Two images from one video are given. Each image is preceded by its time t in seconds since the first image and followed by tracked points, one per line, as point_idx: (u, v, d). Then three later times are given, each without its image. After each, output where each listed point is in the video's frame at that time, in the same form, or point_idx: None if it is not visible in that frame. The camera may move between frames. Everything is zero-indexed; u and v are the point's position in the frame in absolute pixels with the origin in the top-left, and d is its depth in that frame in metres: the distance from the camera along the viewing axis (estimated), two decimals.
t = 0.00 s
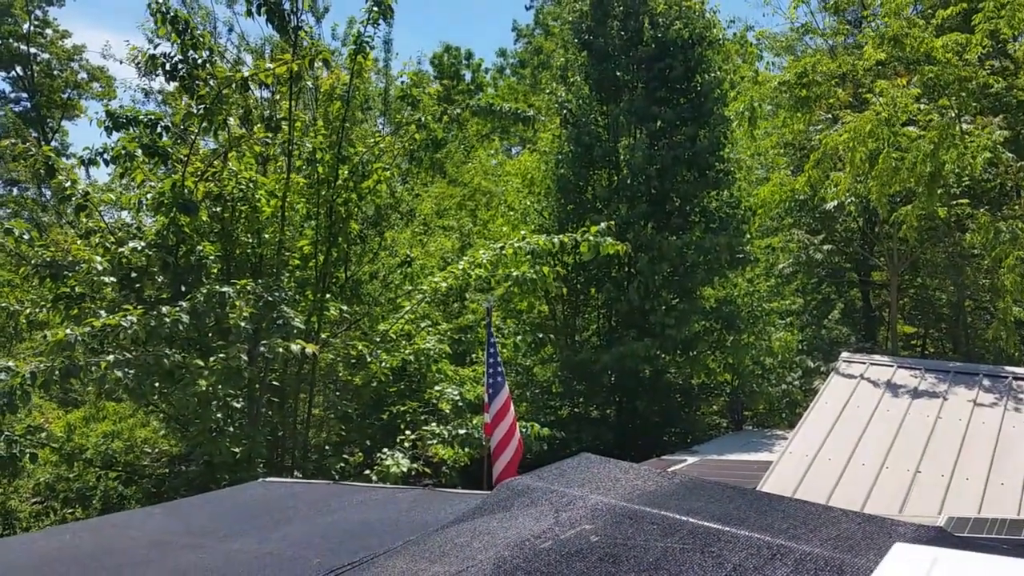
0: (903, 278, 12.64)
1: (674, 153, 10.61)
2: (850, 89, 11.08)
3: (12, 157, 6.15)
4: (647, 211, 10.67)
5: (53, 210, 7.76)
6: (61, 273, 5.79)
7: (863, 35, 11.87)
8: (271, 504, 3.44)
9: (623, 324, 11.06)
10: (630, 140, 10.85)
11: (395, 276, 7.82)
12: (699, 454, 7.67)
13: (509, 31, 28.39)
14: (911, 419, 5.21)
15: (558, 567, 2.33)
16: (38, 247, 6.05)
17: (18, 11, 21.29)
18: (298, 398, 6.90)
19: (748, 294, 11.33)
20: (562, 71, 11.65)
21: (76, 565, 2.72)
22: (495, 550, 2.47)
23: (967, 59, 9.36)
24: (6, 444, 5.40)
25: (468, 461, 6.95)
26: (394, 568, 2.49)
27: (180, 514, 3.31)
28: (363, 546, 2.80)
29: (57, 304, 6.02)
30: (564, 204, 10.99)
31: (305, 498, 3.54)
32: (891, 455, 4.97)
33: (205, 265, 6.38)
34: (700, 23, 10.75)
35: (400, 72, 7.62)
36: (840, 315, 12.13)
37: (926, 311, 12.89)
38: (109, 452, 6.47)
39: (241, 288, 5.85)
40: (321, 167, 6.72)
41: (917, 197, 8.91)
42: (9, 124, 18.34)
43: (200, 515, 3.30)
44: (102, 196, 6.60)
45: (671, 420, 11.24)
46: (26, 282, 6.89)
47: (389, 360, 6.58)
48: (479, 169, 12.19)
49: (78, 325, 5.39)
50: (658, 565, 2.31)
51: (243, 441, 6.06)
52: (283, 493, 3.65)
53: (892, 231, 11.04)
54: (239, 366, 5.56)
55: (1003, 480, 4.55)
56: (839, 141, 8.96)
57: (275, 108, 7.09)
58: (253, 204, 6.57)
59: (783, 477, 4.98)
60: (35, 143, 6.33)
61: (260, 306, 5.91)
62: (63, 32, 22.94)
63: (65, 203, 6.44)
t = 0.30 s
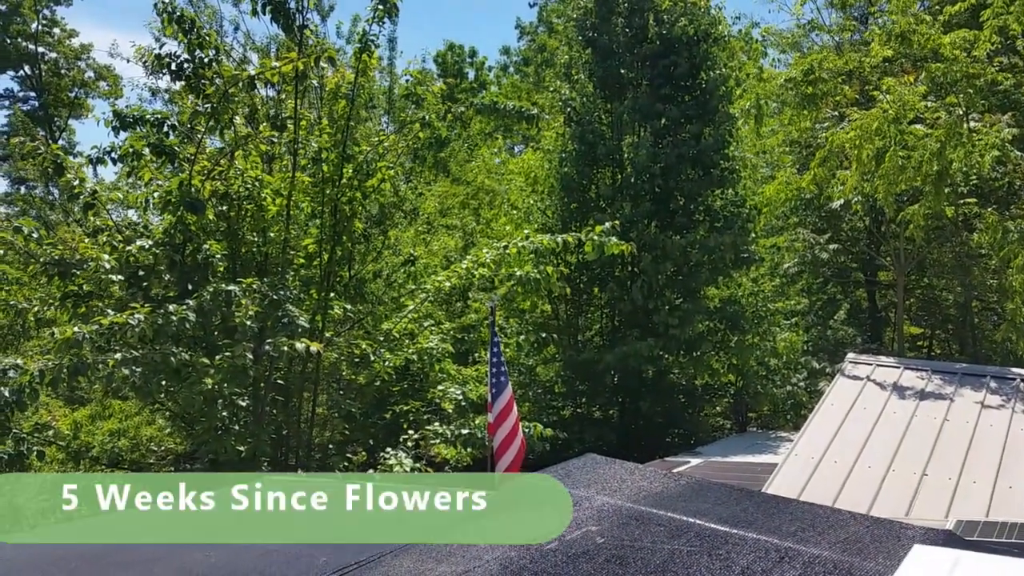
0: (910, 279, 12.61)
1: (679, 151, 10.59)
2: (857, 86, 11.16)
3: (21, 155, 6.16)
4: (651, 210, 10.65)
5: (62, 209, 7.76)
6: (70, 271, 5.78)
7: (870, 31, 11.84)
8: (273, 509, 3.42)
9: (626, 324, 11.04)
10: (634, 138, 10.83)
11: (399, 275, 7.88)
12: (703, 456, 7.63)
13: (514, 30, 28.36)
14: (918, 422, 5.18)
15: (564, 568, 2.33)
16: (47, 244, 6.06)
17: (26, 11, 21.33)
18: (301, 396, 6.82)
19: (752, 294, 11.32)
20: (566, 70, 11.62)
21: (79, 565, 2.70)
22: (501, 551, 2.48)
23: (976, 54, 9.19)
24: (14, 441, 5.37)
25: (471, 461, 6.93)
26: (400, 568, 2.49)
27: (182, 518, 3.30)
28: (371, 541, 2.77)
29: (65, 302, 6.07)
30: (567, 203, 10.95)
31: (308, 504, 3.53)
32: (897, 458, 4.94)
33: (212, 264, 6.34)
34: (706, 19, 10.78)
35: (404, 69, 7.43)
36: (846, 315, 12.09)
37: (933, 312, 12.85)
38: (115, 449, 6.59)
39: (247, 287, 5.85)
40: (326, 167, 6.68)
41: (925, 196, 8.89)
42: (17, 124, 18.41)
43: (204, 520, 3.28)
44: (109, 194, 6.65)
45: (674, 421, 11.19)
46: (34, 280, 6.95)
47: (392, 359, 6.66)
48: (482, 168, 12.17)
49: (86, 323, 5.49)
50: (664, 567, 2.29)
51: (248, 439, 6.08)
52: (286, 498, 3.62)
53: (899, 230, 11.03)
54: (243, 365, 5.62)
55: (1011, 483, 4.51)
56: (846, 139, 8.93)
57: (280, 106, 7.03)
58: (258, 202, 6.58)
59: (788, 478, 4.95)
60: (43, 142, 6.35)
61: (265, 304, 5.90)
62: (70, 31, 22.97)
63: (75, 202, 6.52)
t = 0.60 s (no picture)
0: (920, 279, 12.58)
1: (687, 151, 10.58)
2: (865, 86, 11.10)
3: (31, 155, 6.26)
4: (659, 210, 10.65)
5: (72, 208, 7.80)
6: (80, 270, 5.92)
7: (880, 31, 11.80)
8: (272, 512, 3.47)
9: (633, 324, 11.03)
10: (642, 138, 10.84)
11: (406, 274, 7.86)
12: (710, 455, 7.63)
13: (522, 30, 28.38)
14: (928, 422, 5.16)
15: (574, 563, 2.34)
16: (58, 243, 6.07)
17: (35, 13, 21.46)
18: (309, 394, 6.88)
19: (761, 294, 11.28)
20: (574, 70, 11.64)
21: (84, 568, 2.69)
22: (511, 546, 2.50)
23: (986, 54, 9.10)
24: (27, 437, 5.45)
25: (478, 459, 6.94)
26: (410, 562, 2.51)
27: (184, 524, 3.27)
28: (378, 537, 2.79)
29: (76, 300, 6.13)
30: (574, 203, 10.94)
31: (308, 504, 3.58)
32: (906, 458, 4.93)
33: (222, 264, 6.35)
34: (715, 20, 10.72)
35: (410, 71, 7.46)
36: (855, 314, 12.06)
37: (942, 312, 12.81)
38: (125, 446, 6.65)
39: (256, 286, 5.87)
40: (334, 167, 6.66)
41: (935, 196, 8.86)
42: (26, 125, 18.55)
43: (204, 523, 3.27)
44: (119, 194, 6.70)
45: (681, 421, 11.18)
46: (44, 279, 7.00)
47: (400, 359, 6.62)
48: (490, 169, 12.19)
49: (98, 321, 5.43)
50: (675, 562, 2.29)
51: (257, 436, 6.11)
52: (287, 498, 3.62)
53: (909, 230, 11.01)
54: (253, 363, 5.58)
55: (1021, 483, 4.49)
56: (856, 139, 8.91)
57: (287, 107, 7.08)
58: (267, 202, 6.58)
59: (797, 477, 4.94)
60: (54, 142, 6.40)
61: (274, 303, 5.92)
62: (79, 33, 23.11)
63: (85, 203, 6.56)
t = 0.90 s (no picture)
0: (934, 281, 12.48)
1: (701, 151, 10.54)
2: (882, 85, 11.07)
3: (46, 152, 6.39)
4: (671, 209, 10.62)
5: (88, 207, 7.82)
6: (94, 267, 5.96)
7: (896, 29, 11.73)
8: (272, 512, 3.36)
9: (645, 324, 11.00)
10: (655, 137, 10.83)
11: (416, 274, 7.84)
12: (721, 456, 7.61)
13: (534, 30, 28.38)
14: (941, 424, 5.10)
15: (584, 561, 2.32)
16: (71, 241, 6.15)
17: (49, 12, 21.59)
18: (321, 393, 6.85)
19: (774, 295, 11.22)
20: (587, 68, 11.61)
21: (89, 567, 2.69)
22: (521, 544, 2.49)
23: (1005, 52, 8.93)
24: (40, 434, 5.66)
25: (487, 459, 6.93)
26: (420, 560, 2.51)
27: (185, 526, 3.18)
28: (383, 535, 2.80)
29: (90, 298, 6.15)
30: (586, 202, 10.93)
31: (309, 504, 3.45)
32: (919, 461, 4.87)
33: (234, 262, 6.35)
34: (730, 17, 10.68)
35: (422, 69, 7.48)
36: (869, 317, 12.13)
37: (957, 315, 12.70)
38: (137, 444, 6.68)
39: (268, 284, 5.91)
40: (345, 165, 6.72)
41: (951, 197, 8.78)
42: (40, 122, 18.67)
43: (205, 522, 3.27)
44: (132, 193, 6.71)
45: (693, 423, 11.13)
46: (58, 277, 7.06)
47: (411, 359, 6.65)
48: (501, 168, 12.19)
49: (112, 320, 5.48)
50: (685, 562, 2.27)
51: (269, 434, 6.13)
52: (289, 495, 3.62)
53: (924, 231, 10.93)
54: (265, 360, 5.65)
55: None
56: (872, 139, 8.83)
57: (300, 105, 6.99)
58: (278, 202, 6.61)
59: (809, 479, 4.91)
60: (68, 140, 6.47)
61: (286, 301, 5.94)
62: (92, 31, 23.23)
63: (99, 200, 6.60)
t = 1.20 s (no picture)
0: (952, 279, 12.38)
1: (715, 149, 10.47)
2: (898, 82, 10.95)
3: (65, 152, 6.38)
4: (685, 208, 10.59)
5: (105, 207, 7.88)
6: (110, 267, 6.09)
7: (912, 26, 11.64)
8: (271, 513, 3.35)
9: (659, 323, 10.96)
10: (668, 136, 10.80)
11: (430, 273, 7.72)
12: (735, 455, 7.58)
13: (548, 28, 28.37)
14: (958, 424, 5.05)
15: (597, 561, 2.32)
16: (88, 240, 6.24)
17: (67, 14, 21.80)
18: (335, 392, 6.91)
19: (790, 294, 11.15)
20: (601, 66, 11.58)
21: (95, 565, 2.70)
22: (534, 543, 2.49)
23: None
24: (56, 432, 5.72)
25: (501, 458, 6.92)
26: (432, 559, 2.52)
27: (183, 527, 3.21)
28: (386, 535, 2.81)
29: (107, 298, 6.14)
30: (600, 201, 10.91)
31: (308, 504, 3.44)
32: (936, 460, 4.82)
33: (249, 261, 6.43)
34: (744, 14, 10.63)
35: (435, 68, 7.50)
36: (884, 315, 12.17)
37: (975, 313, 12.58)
38: (153, 442, 6.74)
39: (283, 283, 5.95)
40: (359, 165, 6.73)
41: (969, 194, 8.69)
42: (58, 124, 18.87)
43: (205, 522, 3.27)
44: (149, 193, 6.78)
45: (707, 422, 11.09)
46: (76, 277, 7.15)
47: (424, 358, 6.68)
48: (514, 167, 12.19)
49: (129, 319, 5.54)
50: (698, 562, 2.26)
51: (283, 432, 6.18)
52: (290, 496, 3.60)
53: (941, 229, 10.83)
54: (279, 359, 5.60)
55: None
56: (888, 136, 8.74)
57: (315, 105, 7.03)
58: (293, 201, 6.65)
59: (825, 478, 4.87)
60: (86, 141, 6.53)
61: (300, 301, 5.98)
62: (110, 32, 23.44)
63: (116, 200, 6.67)
